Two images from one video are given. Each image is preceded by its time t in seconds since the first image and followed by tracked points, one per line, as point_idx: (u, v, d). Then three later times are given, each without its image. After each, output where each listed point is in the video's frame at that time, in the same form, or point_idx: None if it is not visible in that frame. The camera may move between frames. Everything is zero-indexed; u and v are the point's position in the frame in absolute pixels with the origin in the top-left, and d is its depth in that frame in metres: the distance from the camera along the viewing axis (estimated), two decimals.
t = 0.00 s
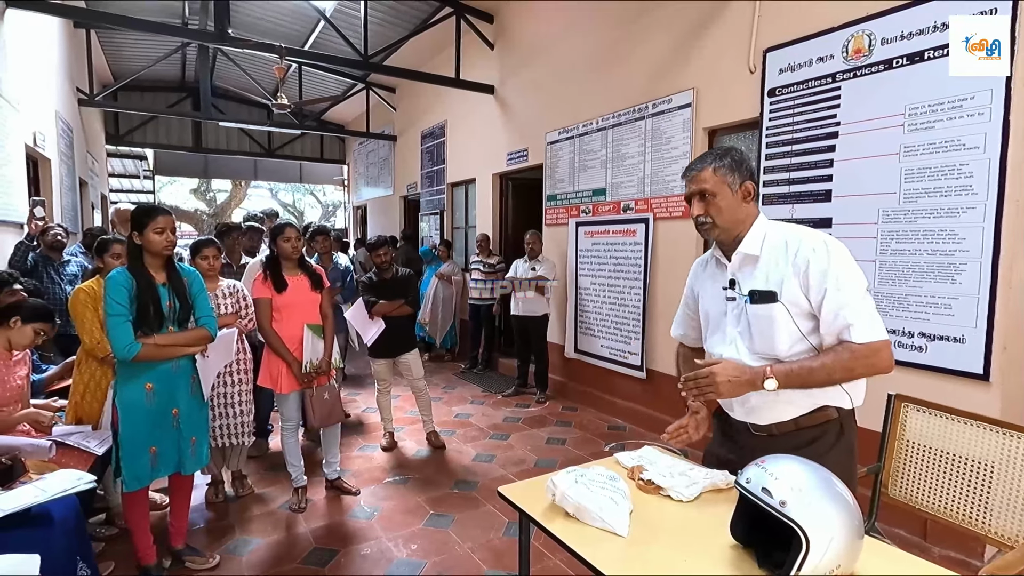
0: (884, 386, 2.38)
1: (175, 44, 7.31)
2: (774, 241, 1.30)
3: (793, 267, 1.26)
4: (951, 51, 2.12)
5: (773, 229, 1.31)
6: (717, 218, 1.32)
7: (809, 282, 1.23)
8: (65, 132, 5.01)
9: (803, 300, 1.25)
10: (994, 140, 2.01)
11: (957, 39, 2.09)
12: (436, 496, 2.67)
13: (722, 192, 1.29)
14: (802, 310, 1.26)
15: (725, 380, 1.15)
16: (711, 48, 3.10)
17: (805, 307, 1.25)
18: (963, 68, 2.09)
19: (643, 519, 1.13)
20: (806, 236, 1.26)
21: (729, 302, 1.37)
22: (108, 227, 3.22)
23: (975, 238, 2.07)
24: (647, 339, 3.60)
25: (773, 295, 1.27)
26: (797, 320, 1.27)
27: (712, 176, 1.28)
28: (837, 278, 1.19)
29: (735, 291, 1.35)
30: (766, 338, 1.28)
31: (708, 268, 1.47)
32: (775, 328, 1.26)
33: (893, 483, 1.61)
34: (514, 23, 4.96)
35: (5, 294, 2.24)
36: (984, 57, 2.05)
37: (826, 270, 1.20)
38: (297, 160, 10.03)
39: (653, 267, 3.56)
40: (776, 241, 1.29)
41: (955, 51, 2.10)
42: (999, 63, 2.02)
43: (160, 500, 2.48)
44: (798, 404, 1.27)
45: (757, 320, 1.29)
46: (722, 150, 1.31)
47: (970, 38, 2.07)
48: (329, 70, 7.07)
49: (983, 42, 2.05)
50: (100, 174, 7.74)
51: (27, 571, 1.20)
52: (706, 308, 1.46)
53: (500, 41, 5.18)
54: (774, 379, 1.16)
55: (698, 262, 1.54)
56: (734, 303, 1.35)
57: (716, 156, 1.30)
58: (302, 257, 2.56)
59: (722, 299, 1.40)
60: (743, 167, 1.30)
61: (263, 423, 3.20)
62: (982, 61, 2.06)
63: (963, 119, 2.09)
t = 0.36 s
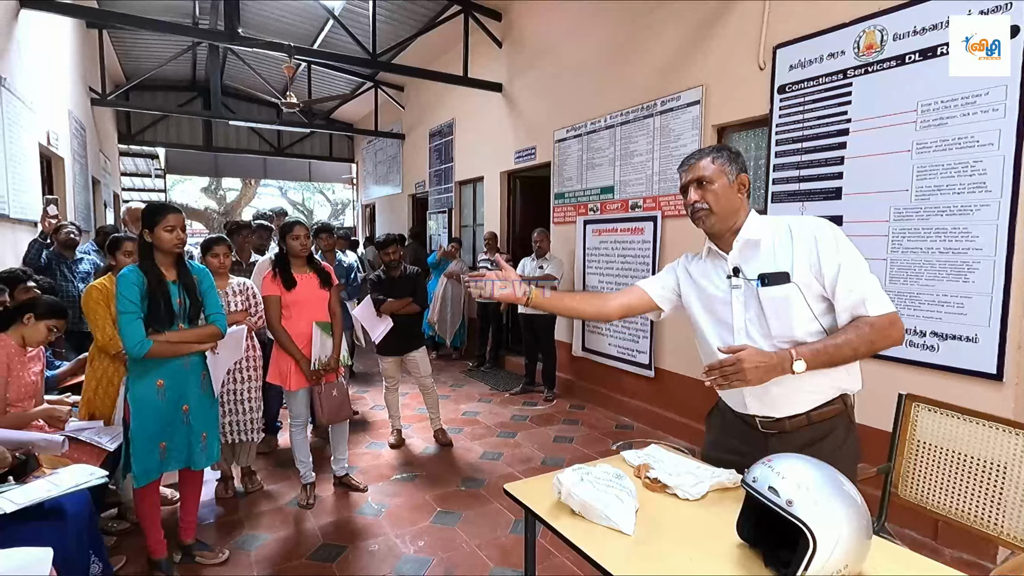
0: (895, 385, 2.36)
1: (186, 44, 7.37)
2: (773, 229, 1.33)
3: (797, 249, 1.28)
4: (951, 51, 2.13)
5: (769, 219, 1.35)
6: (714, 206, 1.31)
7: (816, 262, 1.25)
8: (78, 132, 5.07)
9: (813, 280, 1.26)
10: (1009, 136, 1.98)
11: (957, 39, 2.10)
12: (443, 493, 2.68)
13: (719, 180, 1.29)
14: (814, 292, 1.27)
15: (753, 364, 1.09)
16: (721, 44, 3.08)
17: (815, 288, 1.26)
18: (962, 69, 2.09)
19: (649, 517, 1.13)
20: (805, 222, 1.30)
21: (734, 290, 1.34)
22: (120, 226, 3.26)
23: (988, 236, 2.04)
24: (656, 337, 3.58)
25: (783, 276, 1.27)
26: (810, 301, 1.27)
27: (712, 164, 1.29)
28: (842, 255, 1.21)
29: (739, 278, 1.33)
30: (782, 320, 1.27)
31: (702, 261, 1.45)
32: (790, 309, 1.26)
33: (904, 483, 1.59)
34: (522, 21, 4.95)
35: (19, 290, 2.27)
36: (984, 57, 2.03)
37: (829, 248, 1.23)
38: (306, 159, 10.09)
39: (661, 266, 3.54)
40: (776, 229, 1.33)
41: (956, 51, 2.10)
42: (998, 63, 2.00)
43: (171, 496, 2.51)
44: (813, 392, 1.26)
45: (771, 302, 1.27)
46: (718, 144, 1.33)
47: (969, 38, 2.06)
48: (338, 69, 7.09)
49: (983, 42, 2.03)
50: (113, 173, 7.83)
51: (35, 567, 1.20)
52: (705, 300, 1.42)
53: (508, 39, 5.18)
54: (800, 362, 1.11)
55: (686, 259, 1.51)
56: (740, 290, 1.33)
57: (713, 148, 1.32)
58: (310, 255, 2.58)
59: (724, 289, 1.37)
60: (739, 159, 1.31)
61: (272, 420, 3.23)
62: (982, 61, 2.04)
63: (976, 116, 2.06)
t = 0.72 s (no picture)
0: (911, 391, 2.32)
1: (202, 49, 7.47)
2: (787, 232, 1.29)
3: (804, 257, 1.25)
4: (952, 53, 2.14)
5: (786, 221, 1.31)
6: (736, 202, 1.30)
7: (820, 272, 1.21)
8: (97, 136, 5.16)
9: (813, 291, 1.23)
10: None
11: (957, 39, 2.11)
12: (453, 496, 2.68)
13: (745, 176, 1.28)
14: (813, 302, 1.24)
15: (734, 369, 1.09)
16: (733, 46, 3.06)
17: (815, 298, 1.24)
18: (961, 69, 2.11)
19: (659, 522, 1.12)
20: (817, 228, 1.26)
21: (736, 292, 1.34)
22: (137, 229, 3.31)
23: (1007, 239, 2.00)
24: (667, 340, 3.56)
25: (783, 283, 1.25)
26: (807, 312, 1.25)
27: (739, 160, 1.28)
28: (846, 268, 1.17)
29: (743, 281, 1.33)
30: (775, 326, 1.26)
31: (714, 261, 1.45)
32: (784, 317, 1.25)
33: (920, 490, 1.56)
34: (534, 24, 4.96)
35: (38, 292, 2.31)
36: (984, 57, 2.05)
37: (836, 260, 1.19)
38: (319, 162, 10.18)
39: (673, 268, 3.53)
40: (788, 233, 1.29)
41: (956, 53, 2.12)
42: (998, 63, 2.01)
43: (185, 495, 2.54)
44: (805, 398, 1.24)
45: (766, 308, 1.27)
46: (749, 140, 1.32)
47: (969, 38, 2.08)
48: (351, 73, 7.15)
49: (983, 42, 2.05)
50: (131, 176, 7.96)
51: (50, 564, 1.22)
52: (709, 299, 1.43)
53: (519, 43, 5.19)
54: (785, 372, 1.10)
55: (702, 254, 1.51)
56: (742, 293, 1.33)
57: (744, 145, 1.31)
58: (323, 258, 2.60)
59: (728, 290, 1.37)
60: (768, 158, 1.30)
61: (285, 421, 3.26)
62: (982, 61, 2.05)
63: (994, 116, 2.03)
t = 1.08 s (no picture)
0: (924, 395, 2.29)
1: (215, 53, 7.56)
2: (810, 233, 1.28)
3: (820, 258, 1.23)
4: (951, 54, 2.16)
5: (813, 223, 1.30)
6: (770, 192, 1.29)
7: (832, 275, 1.19)
8: (112, 140, 5.23)
9: (822, 294, 1.22)
10: None
11: (956, 39, 2.14)
12: (461, 498, 2.68)
13: (783, 169, 1.27)
14: (821, 306, 1.23)
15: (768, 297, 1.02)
16: (743, 48, 3.05)
17: (824, 302, 1.22)
18: (961, 69, 2.13)
19: (668, 526, 1.12)
20: (838, 232, 1.23)
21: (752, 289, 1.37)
22: (150, 231, 3.35)
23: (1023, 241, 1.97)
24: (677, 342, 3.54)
25: (792, 284, 1.26)
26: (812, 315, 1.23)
27: (780, 153, 1.27)
28: (857, 273, 1.15)
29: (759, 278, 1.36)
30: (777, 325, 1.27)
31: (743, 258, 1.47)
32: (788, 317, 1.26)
33: (933, 496, 1.54)
34: (543, 27, 4.97)
35: (54, 293, 2.35)
36: (985, 57, 2.07)
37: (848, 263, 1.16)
38: (330, 165, 10.26)
39: (682, 271, 3.51)
40: (811, 234, 1.28)
41: (956, 52, 2.14)
42: (998, 63, 2.03)
43: (197, 495, 2.56)
44: (806, 400, 1.24)
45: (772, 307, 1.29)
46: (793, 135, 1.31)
47: (970, 38, 2.11)
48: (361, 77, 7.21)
49: (983, 42, 2.08)
50: (145, 179, 8.05)
51: (65, 562, 1.24)
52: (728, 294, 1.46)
53: (529, 46, 5.20)
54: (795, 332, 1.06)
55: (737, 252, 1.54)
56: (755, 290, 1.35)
57: (787, 139, 1.30)
58: (333, 260, 2.62)
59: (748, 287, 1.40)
60: (809, 156, 1.29)
61: (294, 422, 3.28)
62: (983, 61, 2.07)
63: (1010, 117, 2.00)
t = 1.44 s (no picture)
0: (906, 401, 2.34)
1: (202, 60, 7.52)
2: (814, 245, 1.30)
3: (824, 272, 1.25)
4: (951, 53, 2.17)
5: (817, 234, 1.31)
6: (773, 207, 1.30)
7: (835, 290, 1.22)
8: (97, 146, 5.17)
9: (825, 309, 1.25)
10: (1019, 151, 1.98)
11: (957, 39, 2.15)
12: (452, 506, 2.67)
13: (786, 182, 1.28)
14: (823, 320, 1.26)
15: (754, 310, 1.15)
16: (730, 60, 3.11)
17: (825, 316, 1.25)
18: (961, 68, 2.14)
19: (658, 532, 1.13)
20: (844, 246, 1.25)
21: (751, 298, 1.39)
22: (137, 239, 3.32)
23: (1001, 250, 2.03)
24: (665, 349, 3.58)
25: (794, 296, 1.28)
26: (815, 328, 1.26)
27: (782, 165, 1.28)
28: (863, 289, 1.18)
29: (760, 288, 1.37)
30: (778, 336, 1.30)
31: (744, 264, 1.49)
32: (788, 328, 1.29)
33: (916, 500, 1.57)
34: (533, 37, 5.02)
35: (38, 302, 2.31)
36: (984, 57, 2.10)
37: (855, 279, 1.19)
38: (318, 172, 10.23)
39: (671, 278, 3.55)
40: (816, 245, 1.29)
41: (956, 51, 2.15)
42: (998, 63, 2.06)
43: (183, 506, 2.53)
44: (798, 407, 1.26)
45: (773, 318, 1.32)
46: (796, 145, 1.31)
47: (969, 38, 2.13)
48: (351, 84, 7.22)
49: (983, 42, 2.11)
50: (129, 186, 7.95)
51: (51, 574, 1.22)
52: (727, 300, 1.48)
53: (519, 55, 5.25)
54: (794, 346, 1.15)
55: (737, 255, 1.54)
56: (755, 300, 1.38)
57: (790, 149, 1.31)
58: (323, 268, 2.61)
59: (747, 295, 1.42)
60: (812, 166, 1.30)
61: (282, 431, 3.25)
62: (982, 61, 2.10)
63: (987, 129, 2.06)
